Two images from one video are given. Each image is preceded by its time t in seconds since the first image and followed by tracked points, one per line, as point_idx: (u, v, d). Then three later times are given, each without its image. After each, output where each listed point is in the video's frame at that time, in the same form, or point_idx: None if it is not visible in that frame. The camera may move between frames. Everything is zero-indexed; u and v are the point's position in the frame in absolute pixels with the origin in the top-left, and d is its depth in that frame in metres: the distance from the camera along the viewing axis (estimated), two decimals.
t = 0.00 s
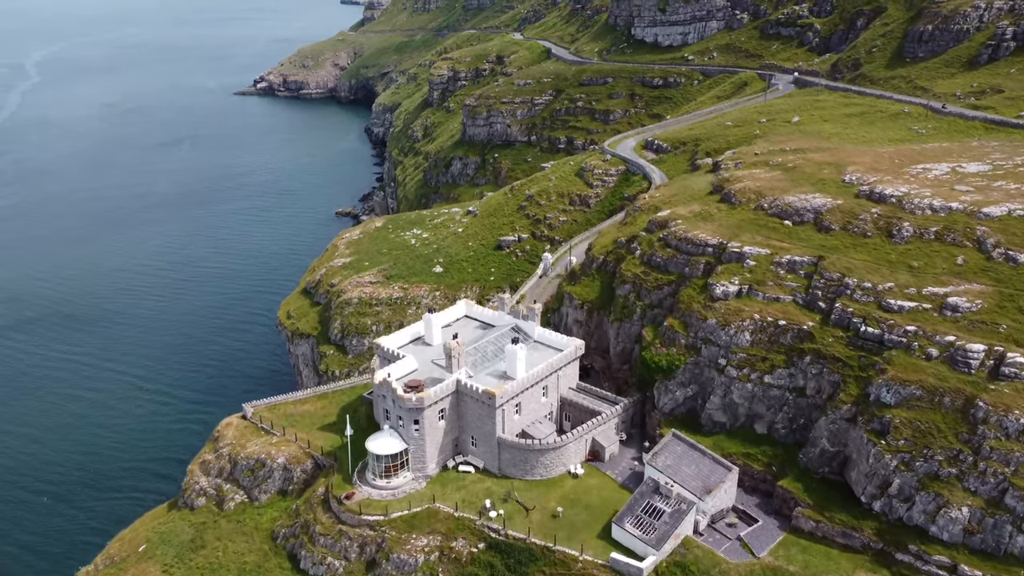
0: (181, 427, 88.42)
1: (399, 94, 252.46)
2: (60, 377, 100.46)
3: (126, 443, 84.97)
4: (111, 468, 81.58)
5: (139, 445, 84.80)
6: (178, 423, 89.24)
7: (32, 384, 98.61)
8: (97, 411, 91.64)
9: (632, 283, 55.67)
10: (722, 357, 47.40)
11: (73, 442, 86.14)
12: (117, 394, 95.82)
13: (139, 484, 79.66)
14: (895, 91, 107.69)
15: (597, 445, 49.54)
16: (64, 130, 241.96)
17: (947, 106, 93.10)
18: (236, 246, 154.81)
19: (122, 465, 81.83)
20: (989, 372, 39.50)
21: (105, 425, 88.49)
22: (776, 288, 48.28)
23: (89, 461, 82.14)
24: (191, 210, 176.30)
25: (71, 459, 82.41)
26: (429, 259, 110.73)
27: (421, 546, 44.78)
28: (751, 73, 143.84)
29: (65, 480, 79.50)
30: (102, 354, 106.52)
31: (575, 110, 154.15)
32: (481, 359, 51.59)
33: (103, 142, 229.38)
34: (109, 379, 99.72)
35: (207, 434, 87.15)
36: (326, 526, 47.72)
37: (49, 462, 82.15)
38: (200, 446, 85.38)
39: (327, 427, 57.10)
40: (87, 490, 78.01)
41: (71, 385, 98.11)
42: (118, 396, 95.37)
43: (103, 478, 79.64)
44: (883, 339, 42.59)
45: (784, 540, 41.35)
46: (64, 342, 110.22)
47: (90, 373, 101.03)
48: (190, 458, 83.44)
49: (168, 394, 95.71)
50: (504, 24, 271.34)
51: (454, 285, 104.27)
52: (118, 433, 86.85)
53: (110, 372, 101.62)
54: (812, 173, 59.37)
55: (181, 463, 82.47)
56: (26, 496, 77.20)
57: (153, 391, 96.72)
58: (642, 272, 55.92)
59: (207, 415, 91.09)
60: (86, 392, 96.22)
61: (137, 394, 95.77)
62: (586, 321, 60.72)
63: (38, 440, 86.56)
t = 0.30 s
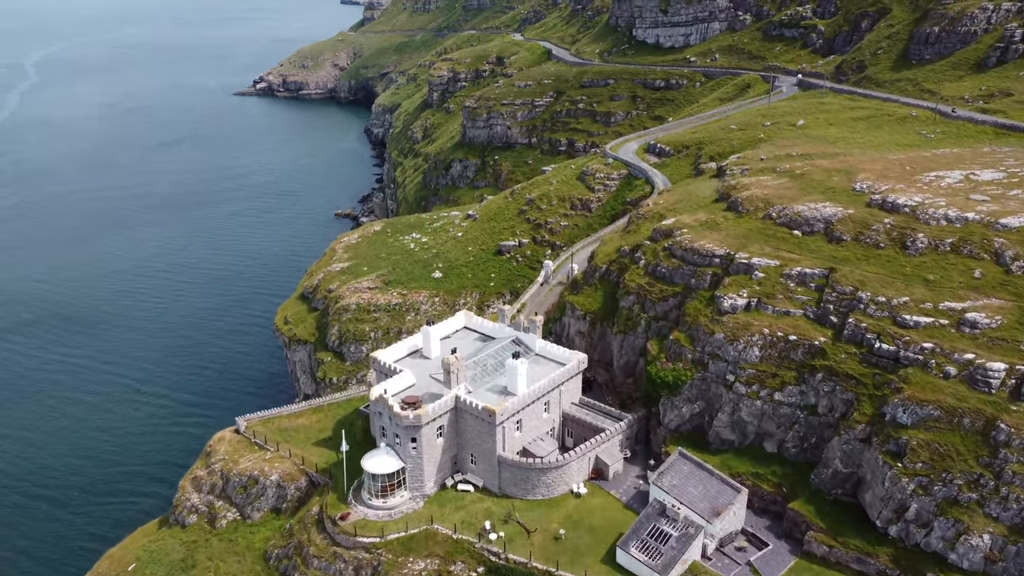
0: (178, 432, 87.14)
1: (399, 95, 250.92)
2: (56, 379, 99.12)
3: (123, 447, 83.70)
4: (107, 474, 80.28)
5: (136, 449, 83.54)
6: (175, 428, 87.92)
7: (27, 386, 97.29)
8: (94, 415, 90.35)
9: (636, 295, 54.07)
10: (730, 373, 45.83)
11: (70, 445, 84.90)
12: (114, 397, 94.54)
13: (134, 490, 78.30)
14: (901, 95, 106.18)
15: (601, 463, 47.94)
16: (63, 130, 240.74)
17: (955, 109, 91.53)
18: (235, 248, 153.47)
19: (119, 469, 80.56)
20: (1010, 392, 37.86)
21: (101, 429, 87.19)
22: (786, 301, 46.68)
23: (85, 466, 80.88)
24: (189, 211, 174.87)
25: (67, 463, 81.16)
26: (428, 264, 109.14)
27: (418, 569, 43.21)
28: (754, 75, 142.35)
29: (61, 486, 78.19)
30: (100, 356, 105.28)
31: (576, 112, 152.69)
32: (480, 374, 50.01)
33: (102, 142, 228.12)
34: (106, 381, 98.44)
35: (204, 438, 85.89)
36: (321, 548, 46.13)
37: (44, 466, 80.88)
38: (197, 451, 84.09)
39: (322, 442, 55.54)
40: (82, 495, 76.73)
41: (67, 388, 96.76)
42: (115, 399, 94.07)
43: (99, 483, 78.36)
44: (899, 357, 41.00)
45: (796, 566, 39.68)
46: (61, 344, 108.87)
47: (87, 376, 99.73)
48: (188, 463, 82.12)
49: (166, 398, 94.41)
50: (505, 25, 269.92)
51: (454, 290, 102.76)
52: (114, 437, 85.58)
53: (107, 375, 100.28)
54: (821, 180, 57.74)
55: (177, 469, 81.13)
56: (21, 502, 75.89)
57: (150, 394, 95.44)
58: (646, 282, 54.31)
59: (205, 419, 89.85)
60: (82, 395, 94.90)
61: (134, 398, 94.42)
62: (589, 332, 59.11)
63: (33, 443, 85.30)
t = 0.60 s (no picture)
0: (176, 437, 86.06)
1: (399, 95, 249.35)
2: (52, 382, 98.00)
3: (120, 451, 82.81)
4: (103, 479, 79.24)
5: (133, 453, 82.63)
6: (173, 433, 86.85)
7: (24, 389, 96.13)
8: (90, 418, 89.26)
9: (641, 307, 52.45)
10: (739, 390, 44.15)
11: (66, 449, 83.91)
12: (112, 399, 93.53)
13: (130, 496, 77.17)
14: (907, 97, 104.60)
15: (605, 482, 46.28)
16: (63, 129, 239.73)
17: (964, 113, 89.90)
18: (233, 248, 152.24)
19: (115, 474, 79.55)
20: None
21: (98, 433, 86.12)
22: (797, 315, 45.01)
23: (81, 470, 79.89)
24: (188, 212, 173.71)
25: (63, 467, 80.21)
26: (427, 270, 107.45)
27: None
28: (757, 76, 140.80)
29: (57, 491, 77.16)
30: (96, 359, 104.16)
31: (577, 114, 151.12)
32: (480, 390, 48.34)
33: (101, 142, 226.87)
34: (103, 384, 97.39)
35: (202, 444, 84.91)
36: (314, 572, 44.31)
37: (40, 470, 79.83)
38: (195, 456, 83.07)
39: (317, 458, 53.93)
40: (78, 499, 75.66)
41: (63, 390, 95.58)
42: (112, 402, 92.98)
43: (95, 487, 77.34)
44: (916, 375, 39.36)
45: None
46: (58, 345, 107.69)
47: (84, 378, 98.60)
48: (185, 469, 81.05)
49: (163, 401, 93.27)
50: (505, 25, 268.28)
51: (453, 296, 101.08)
52: (111, 440, 84.51)
53: (104, 378, 99.13)
54: (831, 188, 56.10)
55: (174, 474, 80.01)
56: (15, 507, 74.73)
57: (148, 397, 94.39)
58: (651, 294, 52.72)
59: (202, 424, 88.70)
60: (78, 397, 93.78)
61: (131, 401, 93.33)
62: (592, 345, 57.52)
63: (29, 449, 83.93)
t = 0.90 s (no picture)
0: (173, 442, 85.87)
1: (399, 96, 247.67)
2: (50, 385, 97.71)
3: (117, 456, 82.83)
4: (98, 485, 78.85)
5: (129, 459, 82.52)
6: (169, 438, 86.62)
7: (21, 392, 95.80)
8: (87, 423, 89.11)
9: (646, 319, 50.82)
10: (748, 409, 42.50)
11: (63, 454, 83.91)
12: (109, 404, 93.35)
13: (127, 502, 77.16)
14: (915, 100, 103.02)
15: (609, 502, 44.58)
16: (62, 129, 239.13)
17: (973, 117, 88.29)
18: (232, 249, 151.21)
19: (112, 479, 79.57)
20: None
21: (95, 438, 86.07)
22: (809, 330, 43.34)
23: (77, 475, 79.90)
24: (186, 213, 172.82)
25: (60, 472, 80.18)
26: (426, 275, 105.81)
27: None
28: (760, 78, 139.15)
29: (53, 496, 77.18)
30: (94, 362, 103.77)
31: (578, 115, 149.53)
32: (480, 406, 46.71)
33: (99, 142, 225.66)
34: (101, 387, 97.04)
35: (198, 450, 84.79)
36: None
37: (36, 482, 78.47)
38: (192, 462, 82.95)
39: (311, 475, 52.31)
40: (74, 508, 74.90)
41: (61, 393, 95.29)
42: (107, 412, 91.38)
43: (92, 492, 77.36)
44: (935, 396, 37.71)
45: None
46: (55, 346, 107.26)
47: (81, 381, 98.22)
48: (182, 475, 80.91)
49: (159, 411, 91.69)
50: (505, 26, 266.56)
51: (452, 302, 99.44)
52: (107, 452, 83.13)
53: (101, 381, 98.69)
54: (841, 196, 54.47)
55: (171, 480, 79.88)
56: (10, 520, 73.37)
57: (145, 402, 94.09)
58: (656, 306, 51.09)
59: (199, 434, 87.29)
60: (74, 403, 93.12)
61: (129, 406, 93.05)
62: (595, 357, 55.89)
63: (25, 459, 82.60)
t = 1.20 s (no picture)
0: (169, 449, 86.05)
1: (398, 96, 245.92)
2: (48, 389, 97.71)
3: (113, 462, 83.17)
4: (98, 493, 78.96)
5: (126, 465, 82.82)
6: (166, 444, 86.76)
7: (18, 397, 95.81)
8: (82, 434, 87.91)
9: (651, 332, 49.14)
10: (759, 428, 40.82)
11: (60, 461, 84.20)
12: (107, 408, 93.39)
13: (124, 509, 77.59)
14: (922, 103, 101.47)
15: (613, 525, 42.84)
16: (61, 129, 238.55)
17: (983, 120, 86.69)
18: (229, 250, 150.29)
19: (108, 485, 79.97)
20: None
21: (92, 444, 86.21)
22: (821, 347, 41.65)
23: (76, 480, 80.44)
24: (185, 212, 171.98)
25: (56, 477, 80.44)
26: (425, 280, 104.11)
27: None
28: (763, 80, 137.51)
29: (50, 503, 77.63)
30: (92, 366, 103.54)
31: (579, 118, 147.92)
32: (479, 425, 45.01)
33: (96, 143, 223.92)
34: (98, 392, 96.98)
35: (195, 456, 85.05)
36: None
37: (36, 491, 78.71)
38: (188, 468, 83.17)
39: (305, 493, 50.60)
40: (76, 516, 75.49)
41: (56, 403, 93.98)
42: (101, 422, 90.18)
43: (89, 498, 77.68)
44: (955, 418, 36.06)
45: None
46: (51, 352, 106.26)
47: (79, 386, 98.07)
48: (178, 481, 81.17)
49: (154, 421, 90.47)
50: (505, 26, 264.84)
51: (451, 308, 97.82)
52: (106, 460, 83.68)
53: (99, 385, 98.55)
54: (852, 204, 52.80)
55: (168, 485, 80.15)
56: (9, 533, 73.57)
57: (143, 407, 94.04)
58: (662, 319, 49.42)
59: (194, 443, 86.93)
60: (70, 413, 91.91)
61: (126, 410, 93.06)
62: (598, 370, 54.22)
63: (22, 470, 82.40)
